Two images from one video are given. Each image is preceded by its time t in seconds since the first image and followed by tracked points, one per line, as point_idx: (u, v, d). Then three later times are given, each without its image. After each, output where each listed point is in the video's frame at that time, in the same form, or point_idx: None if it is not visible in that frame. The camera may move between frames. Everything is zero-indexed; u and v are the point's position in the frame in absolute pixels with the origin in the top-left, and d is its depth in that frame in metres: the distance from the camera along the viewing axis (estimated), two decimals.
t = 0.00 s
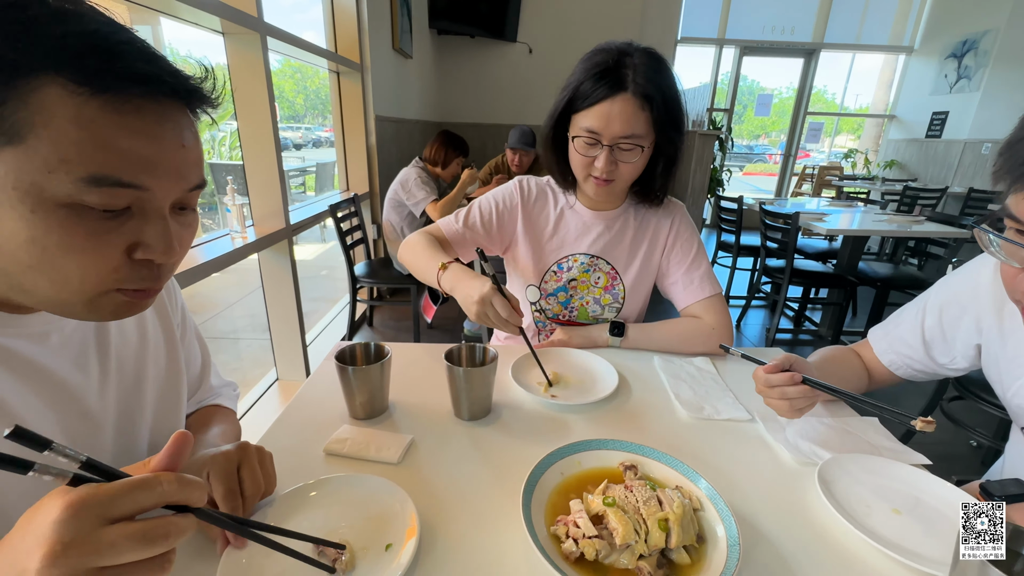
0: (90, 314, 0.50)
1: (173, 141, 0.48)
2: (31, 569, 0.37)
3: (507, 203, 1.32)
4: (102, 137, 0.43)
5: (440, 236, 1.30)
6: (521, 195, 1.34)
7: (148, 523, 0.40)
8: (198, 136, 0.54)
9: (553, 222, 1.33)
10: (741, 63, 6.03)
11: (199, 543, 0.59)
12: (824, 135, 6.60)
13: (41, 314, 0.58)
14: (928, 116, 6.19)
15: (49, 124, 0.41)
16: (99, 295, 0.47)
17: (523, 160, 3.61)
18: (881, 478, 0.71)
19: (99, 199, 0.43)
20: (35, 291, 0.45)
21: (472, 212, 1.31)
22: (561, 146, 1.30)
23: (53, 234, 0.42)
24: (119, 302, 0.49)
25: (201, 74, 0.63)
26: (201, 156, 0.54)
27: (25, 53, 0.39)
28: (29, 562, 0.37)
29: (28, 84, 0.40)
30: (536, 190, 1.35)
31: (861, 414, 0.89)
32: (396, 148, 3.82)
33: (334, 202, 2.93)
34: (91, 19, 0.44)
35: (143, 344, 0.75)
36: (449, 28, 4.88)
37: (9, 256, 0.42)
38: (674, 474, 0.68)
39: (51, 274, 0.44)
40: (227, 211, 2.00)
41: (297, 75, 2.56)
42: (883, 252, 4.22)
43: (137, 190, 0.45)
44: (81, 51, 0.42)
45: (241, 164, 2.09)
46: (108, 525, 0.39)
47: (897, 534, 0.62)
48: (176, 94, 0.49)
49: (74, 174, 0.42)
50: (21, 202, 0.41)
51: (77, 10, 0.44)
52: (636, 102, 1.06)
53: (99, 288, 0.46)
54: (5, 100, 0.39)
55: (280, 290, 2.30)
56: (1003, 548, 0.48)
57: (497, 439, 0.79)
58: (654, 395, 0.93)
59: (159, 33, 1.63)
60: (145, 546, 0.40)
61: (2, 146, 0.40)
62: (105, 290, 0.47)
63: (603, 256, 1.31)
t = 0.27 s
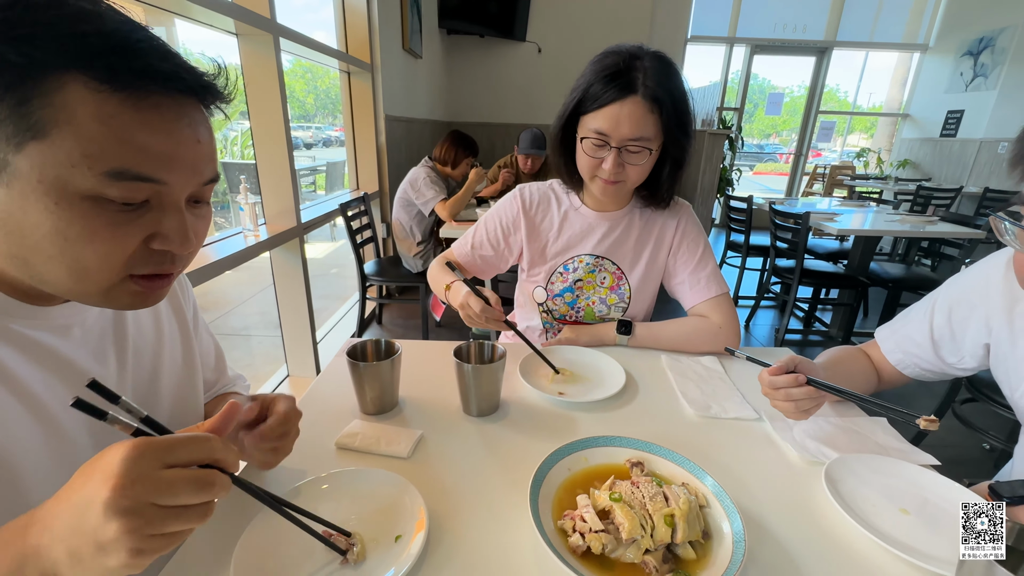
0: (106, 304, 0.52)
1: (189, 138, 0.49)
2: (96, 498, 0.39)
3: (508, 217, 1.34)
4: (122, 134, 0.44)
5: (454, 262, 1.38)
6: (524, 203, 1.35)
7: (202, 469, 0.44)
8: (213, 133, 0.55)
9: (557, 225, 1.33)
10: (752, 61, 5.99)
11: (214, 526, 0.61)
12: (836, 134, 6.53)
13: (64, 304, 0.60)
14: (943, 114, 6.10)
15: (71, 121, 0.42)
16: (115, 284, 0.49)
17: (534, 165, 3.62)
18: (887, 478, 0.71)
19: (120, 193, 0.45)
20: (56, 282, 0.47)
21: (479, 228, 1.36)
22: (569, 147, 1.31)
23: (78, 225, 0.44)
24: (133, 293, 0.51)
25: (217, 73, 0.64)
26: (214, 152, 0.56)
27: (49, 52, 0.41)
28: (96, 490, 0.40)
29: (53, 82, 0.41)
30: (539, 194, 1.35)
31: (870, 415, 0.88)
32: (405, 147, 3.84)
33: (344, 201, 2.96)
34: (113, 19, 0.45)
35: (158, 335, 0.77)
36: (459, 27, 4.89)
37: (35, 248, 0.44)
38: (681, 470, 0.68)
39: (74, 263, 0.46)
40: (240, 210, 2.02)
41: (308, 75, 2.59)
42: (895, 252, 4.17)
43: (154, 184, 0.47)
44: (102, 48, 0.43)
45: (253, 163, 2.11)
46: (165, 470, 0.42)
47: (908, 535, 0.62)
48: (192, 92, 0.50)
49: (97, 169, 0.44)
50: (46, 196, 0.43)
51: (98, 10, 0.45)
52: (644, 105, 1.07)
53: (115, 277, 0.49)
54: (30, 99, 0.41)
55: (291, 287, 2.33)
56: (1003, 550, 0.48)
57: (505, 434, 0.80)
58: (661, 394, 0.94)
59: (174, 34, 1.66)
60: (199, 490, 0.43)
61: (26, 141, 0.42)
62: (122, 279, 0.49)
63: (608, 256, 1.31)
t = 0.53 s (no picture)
0: (122, 299, 0.54)
1: (196, 129, 0.50)
2: (168, 453, 0.43)
3: (514, 220, 1.36)
4: (132, 124, 0.45)
5: (466, 270, 1.41)
6: (527, 206, 1.36)
7: (255, 441, 0.49)
8: (219, 125, 0.56)
9: (560, 227, 1.34)
10: (759, 61, 5.95)
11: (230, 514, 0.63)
12: (844, 134, 6.48)
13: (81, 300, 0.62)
14: (953, 114, 6.05)
15: (82, 114, 0.43)
16: (130, 278, 0.51)
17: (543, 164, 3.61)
18: (891, 476, 0.71)
19: (134, 182, 0.47)
20: (77, 278, 0.49)
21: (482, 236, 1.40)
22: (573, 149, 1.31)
23: (99, 219, 0.46)
24: (149, 287, 0.53)
25: (225, 70, 0.65)
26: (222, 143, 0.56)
27: (56, 46, 0.42)
28: (168, 446, 0.43)
29: (61, 75, 0.42)
30: (542, 196, 1.36)
31: (875, 414, 0.88)
32: (412, 147, 3.86)
33: (351, 200, 2.98)
34: (115, 14, 0.46)
35: (167, 329, 0.79)
36: (465, 27, 4.91)
37: (54, 243, 0.46)
38: (686, 468, 0.69)
39: (93, 257, 0.47)
40: (249, 209, 2.04)
41: (315, 75, 2.60)
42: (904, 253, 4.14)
43: (164, 173, 0.48)
44: (107, 41, 0.44)
45: (262, 163, 2.13)
46: (226, 434, 0.47)
47: (914, 534, 0.62)
48: (196, 82, 0.51)
49: (111, 161, 0.45)
50: (65, 191, 0.44)
51: (101, 6, 0.46)
52: (647, 109, 1.07)
53: (130, 270, 0.50)
54: (40, 94, 0.42)
55: (298, 285, 2.35)
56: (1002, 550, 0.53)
57: (510, 431, 0.81)
58: (666, 393, 0.94)
59: (183, 34, 1.68)
60: (253, 459, 0.48)
61: (40, 136, 0.43)
62: (134, 273, 0.51)
63: (612, 257, 1.32)
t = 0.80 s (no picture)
0: (165, 289, 0.57)
1: (228, 137, 0.53)
2: (213, 451, 0.45)
3: (517, 226, 1.37)
4: (172, 133, 0.48)
5: (469, 273, 1.42)
6: (531, 211, 1.37)
7: (292, 442, 0.51)
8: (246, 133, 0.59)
9: (564, 233, 1.34)
10: (765, 62, 5.94)
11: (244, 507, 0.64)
12: (850, 135, 6.45)
13: (105, 298, 0.64)
14: (960, 115, 6.02)
15: (127, 123, 0.46)
16: (169, 273, 0.54)
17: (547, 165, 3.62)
18: (892, 477, 0.72)
19: (173, 185, 0.50)
20: (115, 274, 0.52)
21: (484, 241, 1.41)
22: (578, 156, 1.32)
23: (138, 219, 0.49)
24: (189, 279, 0.57)
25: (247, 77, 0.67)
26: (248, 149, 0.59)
27: (105, 61, 0.45)
28: (213, 445, 0.46)
29: (108, 88, 0.45)
30: (546, 202, 1.37)
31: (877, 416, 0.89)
32: (417, 148, 3.88)
33: (356, 200, 3.00)
34: (153, 28, 0.48)
35: (186, 328, 0.81)
36: (471, 28, 4.93)
37: (99, 241, 0.49)
38: (689, 467, 0.69)
39: (129, 254, 0.50)
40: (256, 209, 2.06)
41: (321, 76, 2.62)
42: (909, 255, 4.12)
43: (201, 178, 0.51)
44: (150, 56, 0.47)
45: (268, 163, 2.16)
46: (267, 433, 0.49)
47: (917, 534, 0.63)
48: (227, 92, 0.54)
49: (153, 167, 0.48)
50: (111, 193, 0.47)
51: (139, 20, 0.48)
52: (651, 119, 1.07)
53: (168, 267, 0.54)
54: (91, 104, 0.44)
55: (304, 285, 2.36)
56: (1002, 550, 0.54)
57: (515, 430, 0.82)
58: (670, 393, 0.95)
59: (192, 36, 1.70)
60: (290, 460, 0.49)
61: (89, 143, 0.45)
62: (173, 269, 0.54)
63: (616, 263, 1.32)
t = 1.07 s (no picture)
0: (174, 300, 0.58)
1: (239, 140, 0.54)
2: (263, 461, 0.47)
3: (520, 230, 1.37)
4: (183, 137, 0.49)
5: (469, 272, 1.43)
6: (534, 215, 1.38)
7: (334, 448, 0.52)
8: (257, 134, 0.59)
9: (568, 239, 1.36)
10: (767, 63, 5.94)
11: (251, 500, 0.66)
12: (853, 136, 6.44)
13: (116, 301, 0.65)
14: (964, 117, 6.00)
15: (142, 128, 0.47)
16: (179, 278, 0.55)
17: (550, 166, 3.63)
18: (893, 478, 0.72)
19: (183, 190, 0.51)
20: (126, 279, 0.53)
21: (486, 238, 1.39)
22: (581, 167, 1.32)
23: (149, 223, 0.50)
24: (196, 287, 0.58)
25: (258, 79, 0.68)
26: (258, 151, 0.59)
27: (120, 68, 0.46)
28: (263, 455, 0.47)
29: (123, 95, 0.46)
30: (549, 206, 1.38)
31: (879, 419, 0.89)
32: (419, 149, 3.89)
33: (359, 201, 3.01)
34: (163, 33, 0.50)
35: (196, 329, 0.82)
36: (474, 30, 4.95)
37: (110, 246, 0.50)
38: (691, 467, 0.70)
39: (141, 260, 0.51)
40: (261, 210, 2.08)
41: (324, 77, 2.63)
42: (912, 256, 4.12)
43: (213, 182, 0.52)
44: (164, 62, 0.48)
45: (273, 164, 2.17)
46: (309, 441, 0.50)
47: (917, 534, 0.63)
48: (239, 95, 0.55)
49: (165, 172, 0.49)
50: (122, 199, 0.48)
51: (152, 26, 0.49)
52: (649, 132, 1.06)
53: (179, 272, 0.55)
54: (105, 111, 0.46)
55: (308, 285, 2.38)
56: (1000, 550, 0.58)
57: (518, 429, 0.83)
58: (672, 393, 0.95)
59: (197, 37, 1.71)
60: (335, 464, 0.51)
61: (103, 148, 0.47)
62: (184, 275, 0.55)
63: (620, 269, 1.33)
